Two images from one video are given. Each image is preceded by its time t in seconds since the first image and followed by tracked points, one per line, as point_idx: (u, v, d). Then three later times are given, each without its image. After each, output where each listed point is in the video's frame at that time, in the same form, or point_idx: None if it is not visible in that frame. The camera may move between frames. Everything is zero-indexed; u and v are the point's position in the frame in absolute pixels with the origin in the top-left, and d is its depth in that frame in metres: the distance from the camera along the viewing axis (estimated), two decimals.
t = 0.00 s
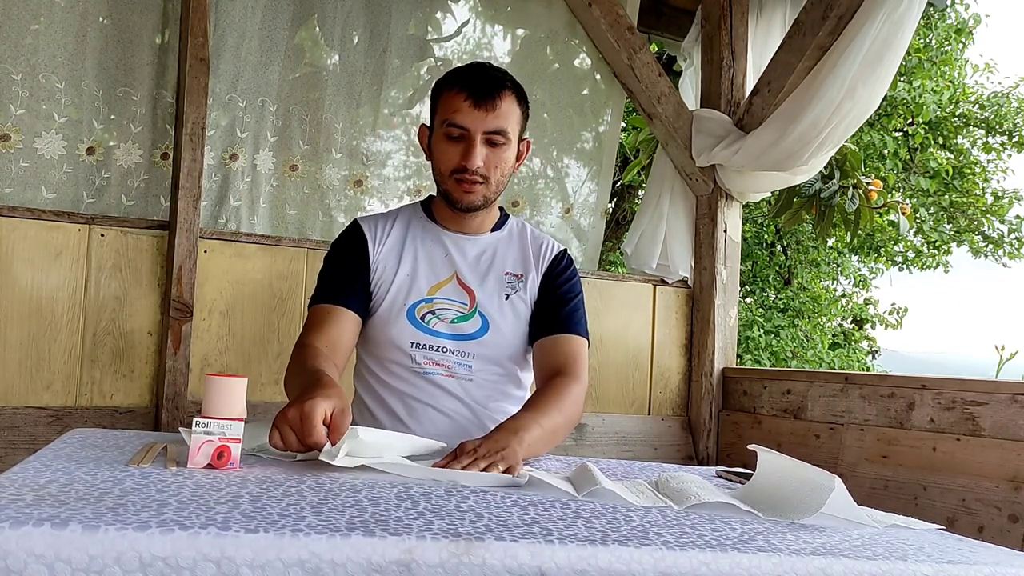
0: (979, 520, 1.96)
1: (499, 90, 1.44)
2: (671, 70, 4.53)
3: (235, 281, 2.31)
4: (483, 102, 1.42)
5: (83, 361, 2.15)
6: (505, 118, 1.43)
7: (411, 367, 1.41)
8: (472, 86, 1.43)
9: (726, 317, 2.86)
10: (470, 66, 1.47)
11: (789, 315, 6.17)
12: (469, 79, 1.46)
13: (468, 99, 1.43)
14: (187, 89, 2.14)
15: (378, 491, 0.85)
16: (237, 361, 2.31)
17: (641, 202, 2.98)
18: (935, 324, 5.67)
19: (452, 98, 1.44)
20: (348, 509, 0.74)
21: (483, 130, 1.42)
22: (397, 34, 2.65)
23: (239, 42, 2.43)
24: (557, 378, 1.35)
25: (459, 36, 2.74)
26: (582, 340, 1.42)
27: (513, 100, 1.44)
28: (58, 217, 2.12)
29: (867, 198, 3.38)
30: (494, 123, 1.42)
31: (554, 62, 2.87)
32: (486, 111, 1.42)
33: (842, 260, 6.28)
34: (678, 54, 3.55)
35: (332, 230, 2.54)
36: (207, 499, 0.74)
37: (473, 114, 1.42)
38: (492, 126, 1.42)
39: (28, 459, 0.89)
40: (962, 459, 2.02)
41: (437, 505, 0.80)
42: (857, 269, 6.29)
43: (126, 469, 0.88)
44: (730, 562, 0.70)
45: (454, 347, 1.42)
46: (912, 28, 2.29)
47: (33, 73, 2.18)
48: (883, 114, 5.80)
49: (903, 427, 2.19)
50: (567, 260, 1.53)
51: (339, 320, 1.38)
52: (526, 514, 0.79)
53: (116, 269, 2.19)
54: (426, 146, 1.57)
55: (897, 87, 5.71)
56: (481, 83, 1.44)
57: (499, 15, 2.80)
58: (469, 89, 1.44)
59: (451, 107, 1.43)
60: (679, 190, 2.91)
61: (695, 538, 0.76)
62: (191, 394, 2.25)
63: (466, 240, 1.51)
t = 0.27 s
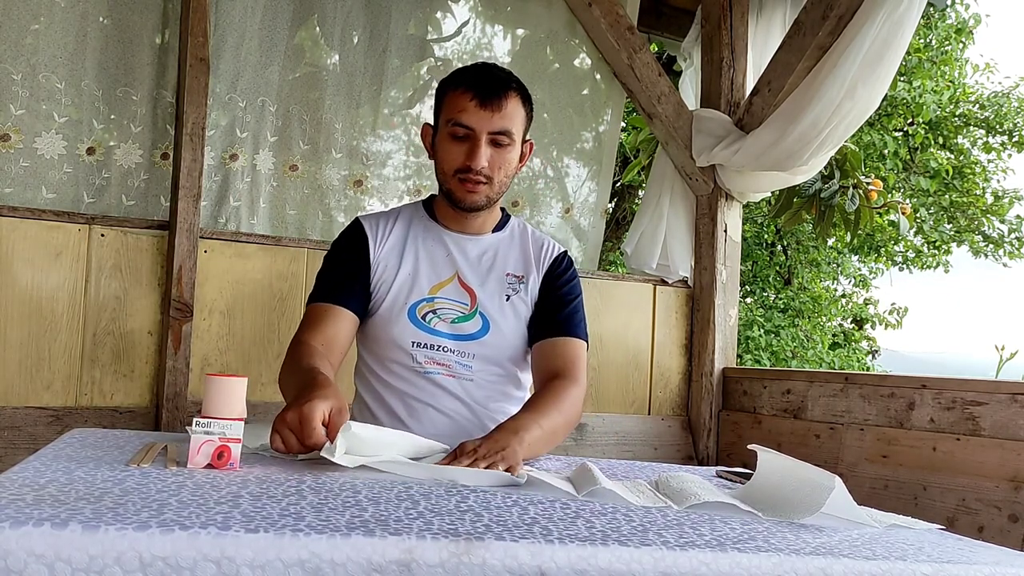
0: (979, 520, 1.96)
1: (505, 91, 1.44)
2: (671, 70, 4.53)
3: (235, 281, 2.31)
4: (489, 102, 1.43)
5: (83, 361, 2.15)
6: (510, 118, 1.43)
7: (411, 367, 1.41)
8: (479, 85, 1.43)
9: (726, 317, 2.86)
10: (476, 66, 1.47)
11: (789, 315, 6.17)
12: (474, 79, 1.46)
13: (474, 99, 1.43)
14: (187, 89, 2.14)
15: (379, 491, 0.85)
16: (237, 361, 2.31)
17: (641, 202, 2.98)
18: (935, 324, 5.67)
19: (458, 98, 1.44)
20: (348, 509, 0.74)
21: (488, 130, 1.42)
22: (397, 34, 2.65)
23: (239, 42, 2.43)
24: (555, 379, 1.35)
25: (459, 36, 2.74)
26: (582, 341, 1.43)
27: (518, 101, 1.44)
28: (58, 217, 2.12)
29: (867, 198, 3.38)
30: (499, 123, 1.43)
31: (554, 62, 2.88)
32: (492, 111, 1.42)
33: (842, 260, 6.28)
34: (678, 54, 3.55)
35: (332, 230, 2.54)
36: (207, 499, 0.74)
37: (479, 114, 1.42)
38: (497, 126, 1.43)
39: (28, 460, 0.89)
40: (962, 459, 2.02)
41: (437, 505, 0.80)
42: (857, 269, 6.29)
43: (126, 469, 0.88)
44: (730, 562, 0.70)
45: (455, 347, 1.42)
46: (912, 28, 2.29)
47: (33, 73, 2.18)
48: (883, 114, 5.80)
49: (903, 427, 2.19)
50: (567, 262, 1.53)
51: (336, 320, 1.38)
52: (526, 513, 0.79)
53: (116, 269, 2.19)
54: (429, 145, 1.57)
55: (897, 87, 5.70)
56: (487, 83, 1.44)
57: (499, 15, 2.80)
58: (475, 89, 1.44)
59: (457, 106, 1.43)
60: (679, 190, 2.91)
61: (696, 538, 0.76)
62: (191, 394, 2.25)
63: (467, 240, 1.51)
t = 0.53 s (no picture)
0: (979, 519, 1.95)
1: (512, 92, 1.44)
2: (671, 70, 4.53)
3: (235, 280, 2.31)
4: (495, 103, 1.43)
5: (83, 361, 2.15)
6: (516, 120, 1.43)
7: (411, 366, 1.41)
8: (486, 86, 1.44)
9: (725, 317, 2.86)
10: (483, 67, 1.48)
11: (789, 315, 6.17)
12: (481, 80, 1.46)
13: (481, 99, 1.43)
14: (187, 89, 2.14)
15: (379, 491, 0.85)
16: (237, 361, 2.31)
17: (641, 201, 2.98)
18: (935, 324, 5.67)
19: (464, 98, 1.44)
20: (348, 508, 0.74)
21: (494, 130, 1.42)
22: (396, 34, 2.65)
23: (239, 42, 2.43)
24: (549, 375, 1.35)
25: (459, 36, 2.74)
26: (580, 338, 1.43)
27: (525, 103, 1.44)
28: (58, 217, 2.12)
29: (867, 198, 3.38)
30: (505, 124, 1.43)
31: (554, 62, 2.87)
32: (498, 112, 1.42)
33: (842, 259, 6.28)
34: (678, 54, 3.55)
35: (332, 230, 2.54)
36: (207, 499, 0.74)
37: (485, 114, 1.42)
38: (503, 127, 1.43)
39: (27, 460, 0.89)
40: (962, 459, 2.02)
41: (437, 505, 0.80)
42: (857, 269, 6.29)
43: (126, 469, 0.88)
44: (730, 562, 0.70)
45: (455, 347, 1.42)
46: (912, 28, 2.29)
47: (33, 73, 2.18)
48: (883, 114, 5.80)
49: (903, 427, 2.19)
50: (568, 261, 1.53)
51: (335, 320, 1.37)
52: (526, 513, 0.79)
53: (116, 269, 2.19)
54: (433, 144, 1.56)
55: (897, 87, 5.70)
56: (494, 83, 1.44)
57: (499, 15, 2.80)
58: (482, 90, 1.44)
59: (463, 106, 1.43)
60: (679, 190, 2.91)
61: (696, 538, 0.76)
62: (191, 394, 2.25)
63: (468, 241, 1.51)
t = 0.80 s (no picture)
0: (979, 519, 1.95)
1: (522, 97, 1.43)
2: (671, 70, 4.53)
3: (235, 280, 2.31)
4: (504, 107, 1.42)
5: (83, 361, 2.15)
6: (524, 125, 1.43)
7: (411, 366, 1.41)
8: (496, 89, 1.43)
9: (725, 317, 2.86)
10: (495, 69, 1.47)
11: (789, 315, 6.17)
12: (490, 82, 1.45)
13: (491, 103, 1.42)
14: (187, 89, 2.14)
15: (379, 491, 0.85)
16: (237, 361, 2.31)
17: (641, 201, 2.98)
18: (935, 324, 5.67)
19: (473, 100, 1.44)
20: (348, 508, 0.74)
21: (502, 135, 1.42)
22: (396, 34, 2.65)
23: (239, 42, 2.43)
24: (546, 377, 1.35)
25: (459, 36, 2.74)
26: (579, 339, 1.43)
27: (534, 108, 1.44)
28: (58, 217, 2.12)
29: (867, 198, 3.38)
30: (513, 129, 1.42)
31: (554, 62, 2.88)
32: (506, 116, 1.42)
33: (842, 260, 6.28)
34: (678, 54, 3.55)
35: (332, 230, 2.54)
36: (207, 499, 0.74)
37: (493, 118, 1.41)
38: (511, 132, 1.43)
39: (27, 460, 0.89)
40: (962, 459, 2.02)
41: (437, 505, 0.80)
42: (857, 269, 6.29)
43: (126, 469, 0.88)
44: (730, 562, 0.70)
45: (455, 347, 1.42)
46: (912, 28, 2.29)
47: (33, 73, 2.18)
48: (883, 114, 5.80)
49: (903, 427, 2.19)
50: (569, 262, 1.53)
51: (332, 320, 1.37)
52: (526, 513, 0.79)
53: (116, 269, 2.19)
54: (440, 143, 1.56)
55: (897, 87, 5.70)
56: (504, 87, 1.43)
57: (499, 15, 2.80)
58: (492, 93, 1.43)
59: (472, 109, 1.43)
60: (679, 190, 2.91)
61: (696, 538, 0.76)
62: (191, 394, 2.25)
63: (470, 242, 1.51)
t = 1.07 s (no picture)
0: (979, 519, 1.95)
1: (527, 100, 1.43)
2: (671, 70, 4.54)
3: (235, 280, 2.31)
4: (508, 109, 1.42)
5: (83, 361, 2.15)
6: (528, 128, 1.43)
7: (411, 366, 1.42)
8: (500, 91, 1.43)
9: (725, 317, 2.86)
10: (499, 70, 1.46)
11: (789, 315, 6.17)
12: (494, 84, 1.45)
13: (495, 105, 1.42)
14: (187, 89, 2.14)
15: (379, 491, 0.85)
16: (237, 361, 2.31)
17: (641, 201, 2.98)
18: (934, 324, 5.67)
19: (477, 102, 1.43)
20: (348, 508, 0.74)
21: (505, 137, 1.42)
22: (396, 34, 2.65)
23: (239, 42, 2.43)
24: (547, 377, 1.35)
25: (459, 36, 2.74)
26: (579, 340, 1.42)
27: (538, 111, 1.43)
28: (58, 217, 2.12)
29: (867, 198, 3.38)
30: (517, 131, 1.42)
31: (554, 62, 2.88)
32: (510, 119, 1.42)
33: (842, 260, 6.27)
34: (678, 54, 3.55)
35: (332, 230, 2.54)
36: (207, 499, 0.74)
37: (497, 120, 1.41)
38: (514, 134, 1.42)
39: (27, 460, 0.89)
40: (962, 459, 2.02)
41: (437, 505, 0.80)
42: (857, 269, 6.29)
43: (126, 469, 0.88)
44: (730, 562, 0.70)
45: (456, 347, 1.42)
46: (912, 28, 2.29)
47: (33, 73, 2.18)
48: (883, 114, 5.80)
49: (903, 427, 2.19)
50: (569, 262, 1.53)
51: (335, 320, 1.37)
52: (526, 513, 0.79)
53: (116, 269, 2.19)
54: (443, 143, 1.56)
55: (897, 87, 5.70)
56: (508, 89, 1.43)
57: (499, 15, 2.80)
58: (496, 95, 1.43)
59: (476, 110, 1.43)
60: (679, 190, 2.91)
61: (695, 538, 0.76)
62: (190, 394, 2.25)
63: (471, 242, 1.51)
